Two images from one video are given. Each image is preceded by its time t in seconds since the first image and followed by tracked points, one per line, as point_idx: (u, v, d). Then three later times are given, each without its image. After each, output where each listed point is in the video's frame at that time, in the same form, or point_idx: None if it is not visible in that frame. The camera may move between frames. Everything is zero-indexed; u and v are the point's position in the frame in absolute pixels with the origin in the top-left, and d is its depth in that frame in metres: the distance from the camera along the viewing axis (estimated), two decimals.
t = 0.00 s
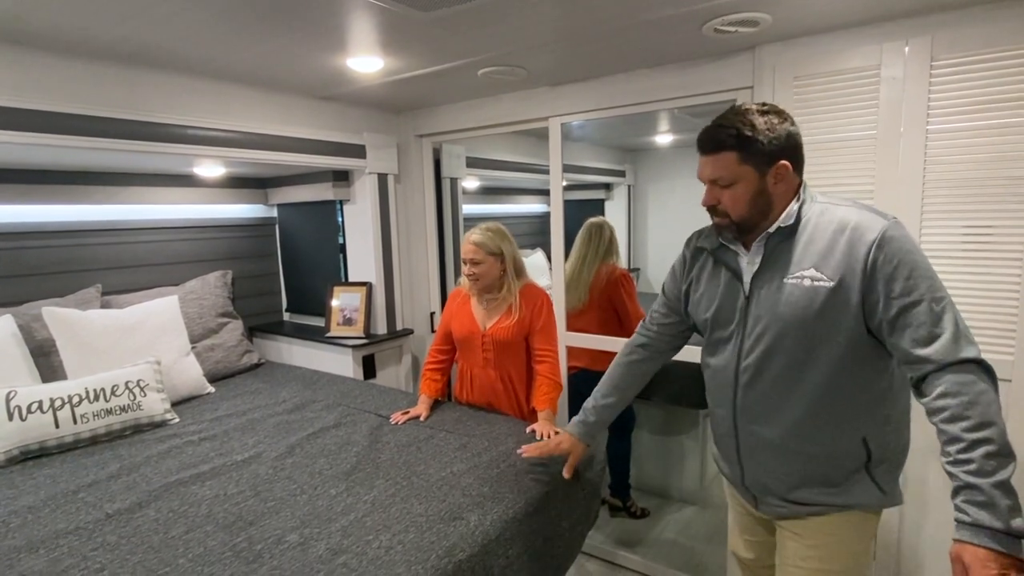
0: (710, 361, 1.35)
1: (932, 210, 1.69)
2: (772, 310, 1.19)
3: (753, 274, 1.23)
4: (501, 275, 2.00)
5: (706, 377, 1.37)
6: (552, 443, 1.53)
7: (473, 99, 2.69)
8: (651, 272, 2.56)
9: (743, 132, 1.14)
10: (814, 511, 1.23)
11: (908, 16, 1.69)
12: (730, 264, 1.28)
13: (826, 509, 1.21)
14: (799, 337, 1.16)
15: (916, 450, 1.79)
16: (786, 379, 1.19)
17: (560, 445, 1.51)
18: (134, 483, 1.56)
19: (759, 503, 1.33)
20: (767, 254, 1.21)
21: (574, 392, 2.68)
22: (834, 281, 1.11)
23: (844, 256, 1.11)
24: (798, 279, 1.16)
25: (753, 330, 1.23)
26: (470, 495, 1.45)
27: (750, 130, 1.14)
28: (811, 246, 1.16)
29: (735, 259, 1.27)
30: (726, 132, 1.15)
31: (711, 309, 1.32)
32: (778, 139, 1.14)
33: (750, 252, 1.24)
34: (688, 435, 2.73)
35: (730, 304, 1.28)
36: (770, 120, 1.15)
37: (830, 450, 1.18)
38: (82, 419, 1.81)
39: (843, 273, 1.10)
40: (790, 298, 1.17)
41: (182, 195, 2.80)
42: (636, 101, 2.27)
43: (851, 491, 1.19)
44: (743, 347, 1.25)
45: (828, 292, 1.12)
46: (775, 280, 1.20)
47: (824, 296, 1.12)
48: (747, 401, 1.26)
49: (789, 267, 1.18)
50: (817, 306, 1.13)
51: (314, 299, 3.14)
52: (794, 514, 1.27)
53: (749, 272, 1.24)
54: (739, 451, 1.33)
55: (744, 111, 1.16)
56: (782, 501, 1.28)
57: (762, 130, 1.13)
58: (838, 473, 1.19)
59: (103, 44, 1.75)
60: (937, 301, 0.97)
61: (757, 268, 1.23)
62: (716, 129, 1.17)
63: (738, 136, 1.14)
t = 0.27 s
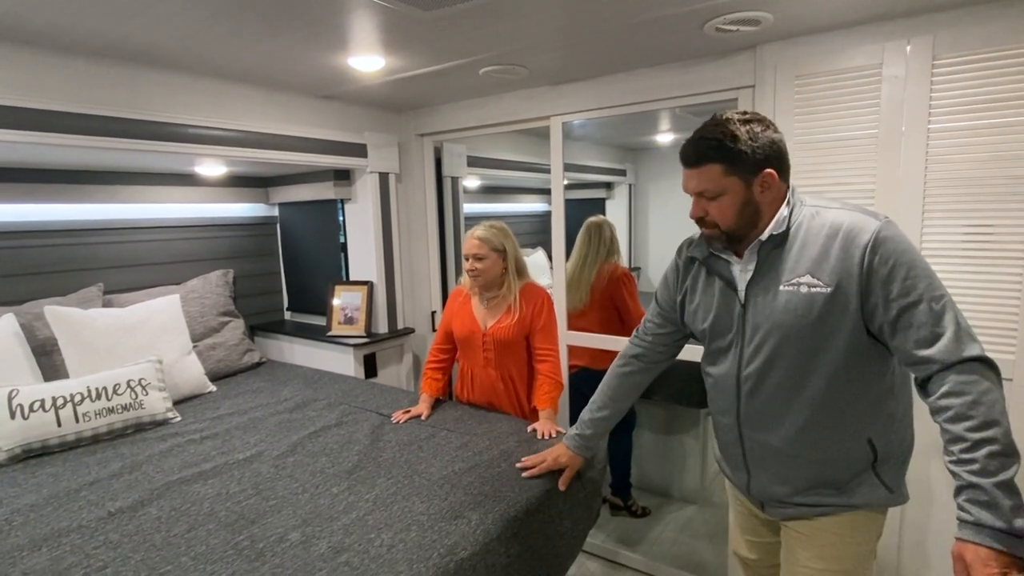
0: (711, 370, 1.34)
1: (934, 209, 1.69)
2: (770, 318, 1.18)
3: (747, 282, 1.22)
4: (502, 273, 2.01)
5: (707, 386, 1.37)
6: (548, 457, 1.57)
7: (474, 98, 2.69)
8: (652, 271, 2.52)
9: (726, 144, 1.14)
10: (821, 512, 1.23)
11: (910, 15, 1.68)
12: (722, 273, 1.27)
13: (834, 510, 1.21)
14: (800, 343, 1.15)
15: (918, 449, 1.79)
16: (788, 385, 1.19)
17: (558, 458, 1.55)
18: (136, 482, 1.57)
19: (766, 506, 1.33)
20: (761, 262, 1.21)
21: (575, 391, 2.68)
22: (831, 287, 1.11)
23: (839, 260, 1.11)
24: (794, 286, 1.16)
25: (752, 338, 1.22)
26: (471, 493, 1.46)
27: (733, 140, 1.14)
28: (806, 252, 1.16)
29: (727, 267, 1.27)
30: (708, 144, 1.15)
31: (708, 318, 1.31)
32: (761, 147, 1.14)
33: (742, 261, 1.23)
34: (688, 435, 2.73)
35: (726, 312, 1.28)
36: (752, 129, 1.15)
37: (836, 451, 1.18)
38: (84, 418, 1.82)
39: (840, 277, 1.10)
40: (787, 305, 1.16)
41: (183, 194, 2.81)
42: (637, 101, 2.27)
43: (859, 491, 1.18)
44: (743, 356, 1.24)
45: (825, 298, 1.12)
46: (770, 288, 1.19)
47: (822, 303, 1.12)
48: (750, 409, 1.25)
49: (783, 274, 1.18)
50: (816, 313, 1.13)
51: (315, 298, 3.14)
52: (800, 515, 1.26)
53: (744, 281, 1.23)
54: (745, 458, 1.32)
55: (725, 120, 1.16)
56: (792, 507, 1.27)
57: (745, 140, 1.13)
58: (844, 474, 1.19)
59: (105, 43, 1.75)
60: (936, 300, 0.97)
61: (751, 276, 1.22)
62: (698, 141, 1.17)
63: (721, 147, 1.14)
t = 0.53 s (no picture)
0: (710, 373, 1.34)
1: (935, 208, 1.69)
2: (770, 320, 1.19)
3: (747, 284, 1.22)
4: (506, 275, 2.01)
5: (707, 388, 1.37)
6: (548, 459, 1.58)
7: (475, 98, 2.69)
8: (653, 271, 2.51)
9: (727, 143, 1.14)
10: (823, 512, 1.22)
11: (912, 14, 1.68)
12: (722, 275, 1.28)
13: (835, 510, 1.21)
14: (801, 345, 1.15)
15: (919, 449, 1.79)
16: (789, 386, 1.19)
17: (559, 461, 1.56)
18: (137, 481, 1.57)
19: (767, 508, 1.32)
20: (760, 264, 1.21)
21: (576, 391, 2.68)
22: (831, 289, 1.11)
23: (839, 261, 1.11)
24: (794, 288, 1.16)
25: (753, 340, 1.22)
26: (472, 493, 1.46)
27: (733, 140, 1.14)
28: (805, 253, 1.16)
29: (726, 269, 1.27)
30: (709, 143, 1.15)
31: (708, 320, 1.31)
32: (762, 148, 1.14)
33: (742, 262, 1.23)
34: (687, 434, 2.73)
35: (726, 313, 1.28)
36: (753, 130, 1.15)
37: (837, 452, 1.18)
38: (85, 417, 1.82)
39: (840, 279, 1.10)
40: (788, 307, 1.16)
41: (184, 193, 2.81)
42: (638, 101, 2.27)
43: (859, 491, 1.19)
44: (744, 358, 1.24)
45: (826, 300, 1.12)
46: (771, 290, 1.19)
47: (822, 305, 1.12)
48: (751, 410, 1.25)
49: (784, 276, 1.18)
50: (817, 314, 1.13)
51: (316, 297, 3.14)
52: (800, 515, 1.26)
53: (744, 283, 1.23)
54: (746, 461, 1.32)
55: (725, 120, 1.16)
56: (793, 507, 1.26)
57: (745, 139, 1.13)
58: (845, 475, 1.19)
59: (106, 43, 1.76)
60: (938, 301, 0.97)
61: (750, 278, 1.22)
62: (698, 140, 1.18)
63: (721, 147, 1.14)
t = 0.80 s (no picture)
0: (710, 372, 1.35)
1: (936, 208, 1.69)
2: (772, 319, 1.19)
3: (749, 284, 1.23)
4: (508, 276, 2.01)
5: (708, 387, 1.37)
6: (548, 459, 1.58)
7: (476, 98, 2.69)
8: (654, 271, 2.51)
9: (731, 140, 1.14)
10: (825, 512, 1.22)
11: (913, 13, 1.68)
12: (724, 274, 1.27)
13: (837, 509, 1.21)
14: (803, 344, 1.15)
15: (920, 448, 1.79)
16: (790, 385, 1.19)
17: (560, 460, 1.55)
18: (139, 481, 1.57)
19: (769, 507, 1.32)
20: (762, 263, 1.21)
21: (577, 391, 2.68)
22: (834, 289, 1.11)
23: (842, 261, 1.11)
24: (797, 288, 1.15)
25: (755, 340, 1.22)
26: (474, 492, 1.46)
27: (737, 137, 1.14)
28: (808, 252, 1.16)
29: (728, 268, 1.27)
30: (713, 140, 1.16)
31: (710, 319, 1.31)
32: (766, 146, 1.14)
33: (745, 261, 1.24)
34: (688, 434, 2.73)
35: (729, 313, 1.28)
36: (758, 127, 1.15)
37: (839, 452, 1.18)
38: (87, 417, 1.82)
39: (843, 278, 1.10)
40: (790, 307, 1.16)
41: (185, 193, 2.81)
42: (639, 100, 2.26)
43: (861, 491, 1.19)
44: (746, 357, 1.24)
45: (828, 300, 1.12)
46: (773, 290, 1.19)
47: (825, 304, 1.12)
48: (753, 409, 1.25)
49: (786, 275, 1.18)
50: (820, 314, 1.13)
51: (317, 297, 3.14)
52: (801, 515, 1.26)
53: (746, 282, 1.23)
54: (748, 460, 1.31)
55: (731, 117, 1.16)
56: (795, 507, 1.26)
57: (750, 136, 1.13)
58: (847, 474, 1.19)
59: (107, 43, 1.76)
60: (940, 300, 0.97)
61: (753, 277, 1.22)
62: (703, 136, 1.18)
63: (725, 144, 1.14)
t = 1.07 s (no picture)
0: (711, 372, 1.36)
1: (936, 207, 1.69)
2: (774, 320, 1.18)
3: (751, 284, 1.23)
4: (508, 275, 2.02)
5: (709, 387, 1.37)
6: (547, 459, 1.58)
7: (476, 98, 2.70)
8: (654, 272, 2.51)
9: (734, 138, 1.14)
10: (827, 512, 1.22)
11: (913, 13, 1.68)
12: (726, 275, 1.27)
13: (839, 509, 1.21)
14: (805, 344, 1.15)
15: (921, 449, 1.79)
16: (792, 386, 1.19)
17: (559, 460, 1.55)
18: (139, 481, 1.57)
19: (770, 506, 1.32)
20: (764, 263, 1.21)
21: (576, 391, 2.68)
22: (836, 289, 1.11)
23: (845, 261, 1.11)
24: (799, 288, 1.15)
25: (757, 340, 1.22)
26: (474, 492, 1.46)
27: (739, 135, 1.14)
28: (810, 253, 1.16)
29: (729, 268, 1.27)
30: (716, 138, 1.16)
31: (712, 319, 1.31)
32: (769, 145, 1.14)
33: (747, 261, 1.23)
34: (689, 433, 2.73)
35: (731, 312, 1.28)
36: (761, 126, 1.15)
37: (840, 452, 1.18)
38: (87, 417, 1.82)
39: (845, 279, 1.10)
40: (791, 307, 1.16)
41: (186, 193, 2.81)
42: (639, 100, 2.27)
43: (862, 491, 1.18)
44: (747, 357, 1.24)
45: (830, 300, 1.12)
46: (775, 290, 1.19)
47: (827, 305, 1.12)
48: (755, 410, 1.25)
49: (788, 276, 1.18)
50: (822, 314, 1.12)
51: (318, 297, 3.14)
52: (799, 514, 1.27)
53: (748, 282, 1.23)
54: (749, 460, 1.32)
55: (733, 116, 1.17)
56: (796, 507, 1.26)
57: (752, 135, 1.14)
58: (848, 475, 1.19)
59: (108, 43, 1.76)
60: (942, 301, 0.97)
61: (755, 277, 1.22)
62: (705, 134, 1.18)
63: (727, 142, 1.14)
